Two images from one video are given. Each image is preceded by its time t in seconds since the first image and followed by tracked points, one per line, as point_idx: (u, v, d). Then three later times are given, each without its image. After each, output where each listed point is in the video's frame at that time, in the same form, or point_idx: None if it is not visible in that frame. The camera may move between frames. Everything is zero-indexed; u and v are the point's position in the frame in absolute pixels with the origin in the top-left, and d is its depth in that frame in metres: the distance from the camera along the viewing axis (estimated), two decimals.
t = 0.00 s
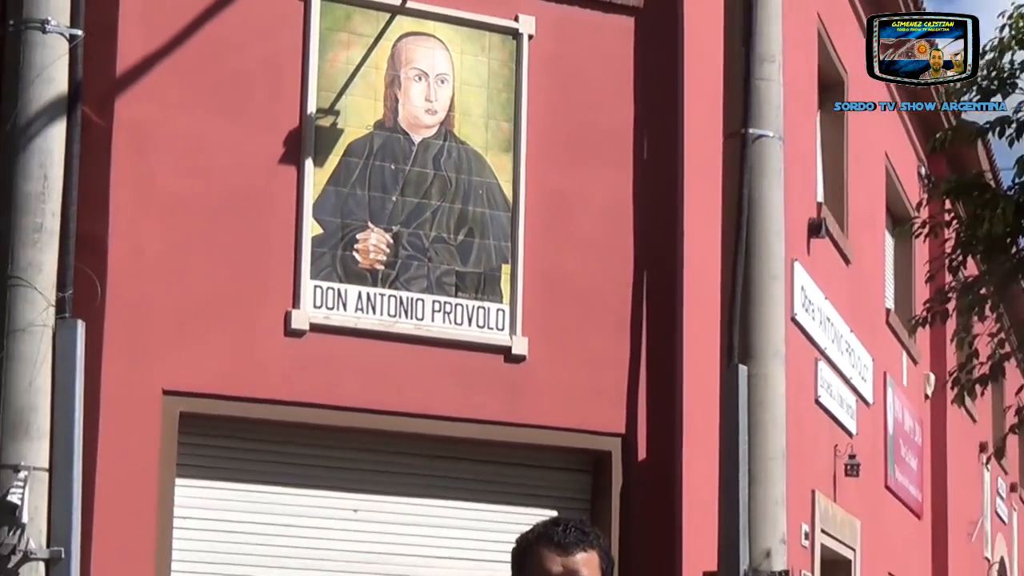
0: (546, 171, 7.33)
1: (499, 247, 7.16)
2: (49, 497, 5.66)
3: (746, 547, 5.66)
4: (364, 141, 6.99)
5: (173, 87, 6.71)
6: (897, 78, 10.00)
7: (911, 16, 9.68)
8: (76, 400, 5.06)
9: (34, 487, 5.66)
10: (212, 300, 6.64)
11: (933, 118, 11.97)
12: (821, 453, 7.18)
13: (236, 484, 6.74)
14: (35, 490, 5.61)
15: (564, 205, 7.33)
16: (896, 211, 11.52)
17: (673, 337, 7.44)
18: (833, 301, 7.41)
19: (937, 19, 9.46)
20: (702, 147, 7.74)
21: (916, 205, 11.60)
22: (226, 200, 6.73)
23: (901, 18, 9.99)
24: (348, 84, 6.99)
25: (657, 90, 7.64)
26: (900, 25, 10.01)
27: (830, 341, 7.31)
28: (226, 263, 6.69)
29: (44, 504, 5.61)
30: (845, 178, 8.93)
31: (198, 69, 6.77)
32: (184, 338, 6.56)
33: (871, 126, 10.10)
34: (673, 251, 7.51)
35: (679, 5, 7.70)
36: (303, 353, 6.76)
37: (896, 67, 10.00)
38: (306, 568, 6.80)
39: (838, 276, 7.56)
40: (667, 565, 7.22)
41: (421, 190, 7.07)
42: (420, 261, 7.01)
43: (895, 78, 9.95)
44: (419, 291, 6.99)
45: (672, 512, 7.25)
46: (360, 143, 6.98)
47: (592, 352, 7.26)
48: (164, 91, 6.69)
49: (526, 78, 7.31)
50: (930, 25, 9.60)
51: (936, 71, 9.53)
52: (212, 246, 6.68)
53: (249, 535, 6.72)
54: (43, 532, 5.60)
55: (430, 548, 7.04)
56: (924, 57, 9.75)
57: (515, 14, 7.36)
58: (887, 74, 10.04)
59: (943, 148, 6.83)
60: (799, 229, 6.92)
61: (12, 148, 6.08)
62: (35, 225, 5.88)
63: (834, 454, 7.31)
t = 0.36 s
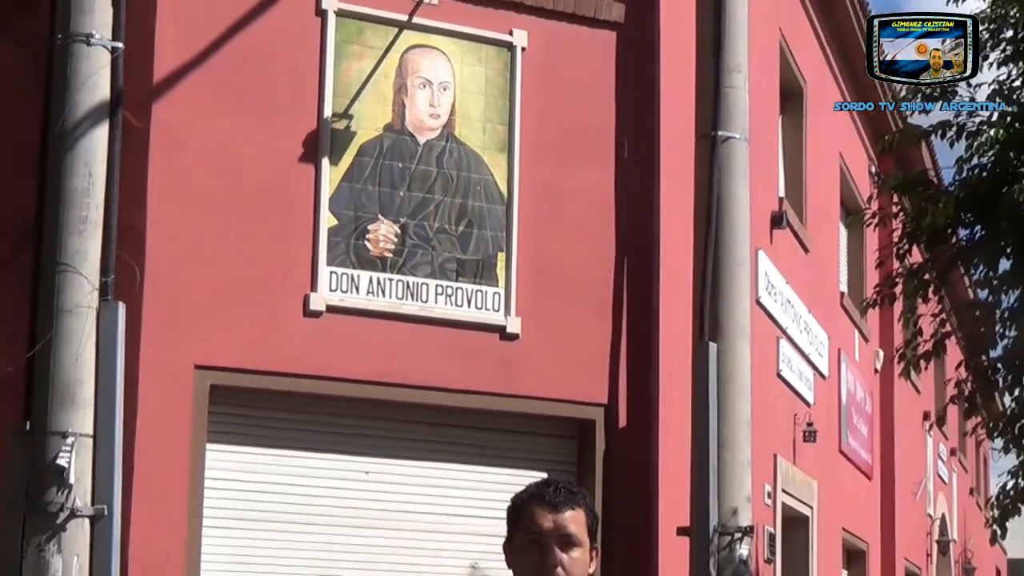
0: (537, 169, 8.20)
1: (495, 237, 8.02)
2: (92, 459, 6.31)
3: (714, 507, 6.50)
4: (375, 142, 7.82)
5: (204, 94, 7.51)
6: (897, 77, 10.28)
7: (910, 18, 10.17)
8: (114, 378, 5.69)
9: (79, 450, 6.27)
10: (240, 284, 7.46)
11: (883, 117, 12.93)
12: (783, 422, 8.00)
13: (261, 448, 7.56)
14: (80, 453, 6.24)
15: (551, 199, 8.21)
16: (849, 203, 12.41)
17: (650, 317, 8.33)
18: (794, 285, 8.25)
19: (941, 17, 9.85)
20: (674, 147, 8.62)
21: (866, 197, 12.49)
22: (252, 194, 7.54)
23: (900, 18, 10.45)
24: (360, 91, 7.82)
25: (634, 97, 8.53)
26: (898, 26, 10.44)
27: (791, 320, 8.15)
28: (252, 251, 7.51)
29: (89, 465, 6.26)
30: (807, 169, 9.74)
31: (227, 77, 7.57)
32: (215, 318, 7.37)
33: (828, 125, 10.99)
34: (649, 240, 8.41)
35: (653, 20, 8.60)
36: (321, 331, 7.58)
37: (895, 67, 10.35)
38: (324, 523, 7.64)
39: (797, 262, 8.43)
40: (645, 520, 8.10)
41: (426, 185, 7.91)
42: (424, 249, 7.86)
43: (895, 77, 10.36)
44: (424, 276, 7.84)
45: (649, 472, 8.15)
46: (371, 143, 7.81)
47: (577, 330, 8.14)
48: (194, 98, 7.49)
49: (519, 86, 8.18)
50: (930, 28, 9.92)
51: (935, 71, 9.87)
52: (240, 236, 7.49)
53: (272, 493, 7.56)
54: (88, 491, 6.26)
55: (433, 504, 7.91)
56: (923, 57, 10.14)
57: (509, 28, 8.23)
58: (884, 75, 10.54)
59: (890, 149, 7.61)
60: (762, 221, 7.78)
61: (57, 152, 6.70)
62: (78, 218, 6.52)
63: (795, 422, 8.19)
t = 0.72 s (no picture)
0: (529, 169, 9.17)
1: (493, 229, 8.98)
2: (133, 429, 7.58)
3: (687, 470, 7.62)
4: (385, 145, 8.76)
5: (233, 103, 8.45)
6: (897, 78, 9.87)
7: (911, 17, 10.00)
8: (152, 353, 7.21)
9: (122, 421, 7.59)
10: (266, 272, 8.40)
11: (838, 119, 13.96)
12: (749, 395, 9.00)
13: (284, 417, 8.51)
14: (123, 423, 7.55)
15: (542, 197, 9.18)
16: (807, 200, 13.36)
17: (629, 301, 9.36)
18: (758, 273, 9.21)
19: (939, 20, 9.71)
20: (648, 150, 9.61)
21: (821, 192, 13.52)
22: (277, 192, 8.48)
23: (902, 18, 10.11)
24: (372, 100, 8.76)
25: (615, 105, 9.51)
26: (899, 26, 10.14)
27: (756, 304, 9.13)
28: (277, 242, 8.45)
29: (130, 434, 7.55)
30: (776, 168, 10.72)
31: (253, 89, 8.51)
32: (244, 302, 8.31)
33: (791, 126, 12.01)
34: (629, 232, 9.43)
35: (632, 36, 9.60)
36: (338, 313, 8.53)
37: (894, 69, 9.97)
38: (340, 483, 8.61)
39: (761, 251, 9.42)
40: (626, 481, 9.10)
41: (431, 183, 8.86)
42: (430, 241, 8.81)
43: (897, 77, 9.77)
44: (430, 265, 8.79)
45: (629, 439, 9.16)
46: (382, 146, 8.75)
47: (565, 314, 9.13)
48: (225, 108, 8.43)
49: (513, 95, 9.15)
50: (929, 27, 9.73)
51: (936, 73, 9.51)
52: (266, 229, 8.44)
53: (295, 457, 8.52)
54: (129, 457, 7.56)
55: (437, 467, 8.90)
56: (923, 57, 9.85)
57: (504, 43, 9.20)
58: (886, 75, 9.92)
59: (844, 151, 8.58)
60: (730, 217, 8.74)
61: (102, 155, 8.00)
62: (121, 213, 7.69)
63: (759, 394, 9.19)
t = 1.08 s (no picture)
0: (522, 169, 10.18)
1: (490, 223, 10.00)
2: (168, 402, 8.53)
3: (664, 439, 8.76)
4: (394, 148, 9.74)
5: (258, 111, 9.45)
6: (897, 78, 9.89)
7: (910, 18, 9.96)
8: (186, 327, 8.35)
9: (157, 395, 8.55)
10: (288, 261, 9.40)
11: (800, 121, 15.03)
12: (719, 372, 10.05)
13: (304, 391, 9.52)
14: (158, 397, 8.49)
15: (534, 193, 10.21)
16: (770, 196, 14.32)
17: (613, 288, 10.38)
18: (727, 262, 10.26)
19: (938, 19, 9.73)
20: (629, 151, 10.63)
21: (785, 189, 14.57)
22: (298, 190, 9.48)
23: (900, 18, 10.09)
24: (382, 108, 9.74)
25: (599, 110, 10.53)
26: (899, 25, 10.00)
27: (725, 290, 10.19)
28: (297, 235, 9.45)
29: (164, 407, 8.47)
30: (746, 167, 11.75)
31: (276, 97, 9.50)
32: (269, 289, 9.32)
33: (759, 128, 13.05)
34: (610, 224, 10.43)
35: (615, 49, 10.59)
36: (352, 298, 9.53)
37: (895, 68, 9.93)
38: (353, 450, 9.64)
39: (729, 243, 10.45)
40: (609, 450, 10.15)
41: (434, 182, 9.85)
42: (433, 233, 9.80)
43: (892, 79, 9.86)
44: (433, 256, 9.79)
45: (612, 411, 10.21)
46: (390, 149, 9.74)
47: (554, 298, 10.17)
48: (251, 114, 9.42)
49: (508, 103, 10.16)
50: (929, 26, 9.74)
51: (935, 73, 9.55)
52: (288, 223, 9.43)
53: (314, 428, 9.54)
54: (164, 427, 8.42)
55: (440, 435, 9.95)
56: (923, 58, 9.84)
57: (501, 56, 10.21)
58: (886, 75, 9.92)
59: (805, 152, 9.58)
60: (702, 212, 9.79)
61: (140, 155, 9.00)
62: (156, 209, 8.64)
63: (728, 371, 10.26)
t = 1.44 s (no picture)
0: (516, 168, 11.39)
1: (487, 215, 11.19)
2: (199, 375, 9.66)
3: (642, 408, 10.06)
4: (401, 148, 10.92)
5: (281, 116, 10.61)
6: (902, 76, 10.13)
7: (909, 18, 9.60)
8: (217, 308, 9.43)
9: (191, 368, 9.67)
10: (307, 250, 10.56)
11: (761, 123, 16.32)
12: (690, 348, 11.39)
13: (322, 365, 10.70)
14: (192, 370, 9.61)
15: (526, 189, 11.42)
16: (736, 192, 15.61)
17: (596, 274, 11.66)
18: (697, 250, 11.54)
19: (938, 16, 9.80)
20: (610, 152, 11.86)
21: (749, 185, 15.83)
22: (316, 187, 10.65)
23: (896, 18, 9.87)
24: (391, 113, 10.92)
25: (584, 116, 11.78)
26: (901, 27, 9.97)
27: (696, 276, 11.50)
28: (316, 226, 10.62)
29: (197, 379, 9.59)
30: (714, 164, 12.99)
31: (297, 104, 10.66)
32: (291, 274, 10.49)
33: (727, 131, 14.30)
34: (594, 218, 11.68)
35: (598, 61, 11.83)
36: (365, 282, 10.72)
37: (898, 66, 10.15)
38: (364, 417, 10.84)
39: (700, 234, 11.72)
40: (593, 418, 11.41)
41: (438, 179, 11.03)
42: (436, 225, 10.98)
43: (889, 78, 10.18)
44: (436, 245, 10.98)
45: (596, 383, 11.46)
46: (398, 150, 10.91)
47: (545, 283, 11.41)
48: (275, 119, 10.58)
49: (504, 108, 11.36)
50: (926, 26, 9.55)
51: (935, 72, 9.95)
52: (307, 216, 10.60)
53: (329, 397, 10.71)
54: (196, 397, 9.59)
55: (441, 404, 11.16)
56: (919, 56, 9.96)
57: (497, 67, 11.41)
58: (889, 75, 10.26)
59: (768, 152, 10.74)
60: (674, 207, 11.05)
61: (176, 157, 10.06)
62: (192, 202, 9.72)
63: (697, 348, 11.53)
